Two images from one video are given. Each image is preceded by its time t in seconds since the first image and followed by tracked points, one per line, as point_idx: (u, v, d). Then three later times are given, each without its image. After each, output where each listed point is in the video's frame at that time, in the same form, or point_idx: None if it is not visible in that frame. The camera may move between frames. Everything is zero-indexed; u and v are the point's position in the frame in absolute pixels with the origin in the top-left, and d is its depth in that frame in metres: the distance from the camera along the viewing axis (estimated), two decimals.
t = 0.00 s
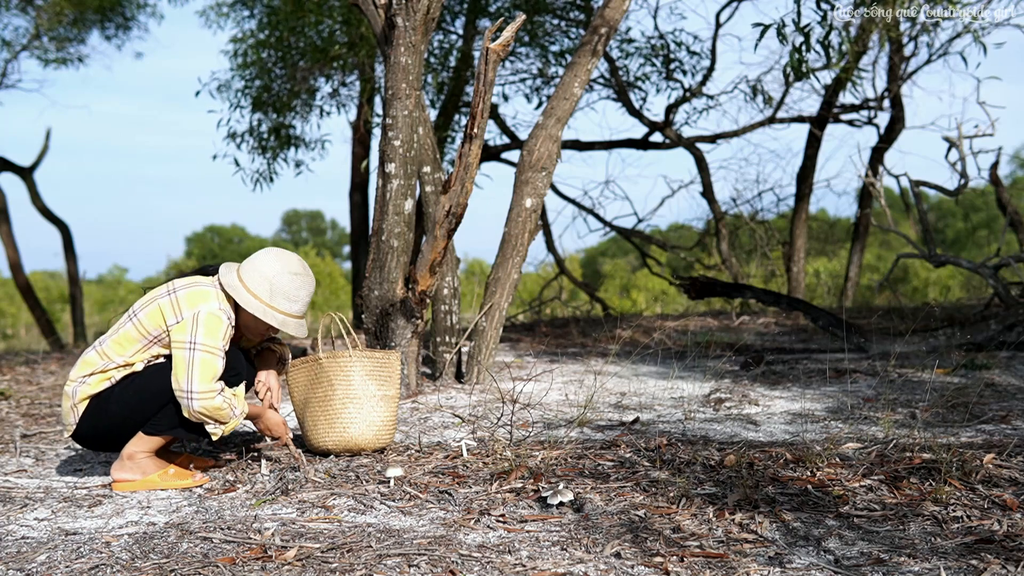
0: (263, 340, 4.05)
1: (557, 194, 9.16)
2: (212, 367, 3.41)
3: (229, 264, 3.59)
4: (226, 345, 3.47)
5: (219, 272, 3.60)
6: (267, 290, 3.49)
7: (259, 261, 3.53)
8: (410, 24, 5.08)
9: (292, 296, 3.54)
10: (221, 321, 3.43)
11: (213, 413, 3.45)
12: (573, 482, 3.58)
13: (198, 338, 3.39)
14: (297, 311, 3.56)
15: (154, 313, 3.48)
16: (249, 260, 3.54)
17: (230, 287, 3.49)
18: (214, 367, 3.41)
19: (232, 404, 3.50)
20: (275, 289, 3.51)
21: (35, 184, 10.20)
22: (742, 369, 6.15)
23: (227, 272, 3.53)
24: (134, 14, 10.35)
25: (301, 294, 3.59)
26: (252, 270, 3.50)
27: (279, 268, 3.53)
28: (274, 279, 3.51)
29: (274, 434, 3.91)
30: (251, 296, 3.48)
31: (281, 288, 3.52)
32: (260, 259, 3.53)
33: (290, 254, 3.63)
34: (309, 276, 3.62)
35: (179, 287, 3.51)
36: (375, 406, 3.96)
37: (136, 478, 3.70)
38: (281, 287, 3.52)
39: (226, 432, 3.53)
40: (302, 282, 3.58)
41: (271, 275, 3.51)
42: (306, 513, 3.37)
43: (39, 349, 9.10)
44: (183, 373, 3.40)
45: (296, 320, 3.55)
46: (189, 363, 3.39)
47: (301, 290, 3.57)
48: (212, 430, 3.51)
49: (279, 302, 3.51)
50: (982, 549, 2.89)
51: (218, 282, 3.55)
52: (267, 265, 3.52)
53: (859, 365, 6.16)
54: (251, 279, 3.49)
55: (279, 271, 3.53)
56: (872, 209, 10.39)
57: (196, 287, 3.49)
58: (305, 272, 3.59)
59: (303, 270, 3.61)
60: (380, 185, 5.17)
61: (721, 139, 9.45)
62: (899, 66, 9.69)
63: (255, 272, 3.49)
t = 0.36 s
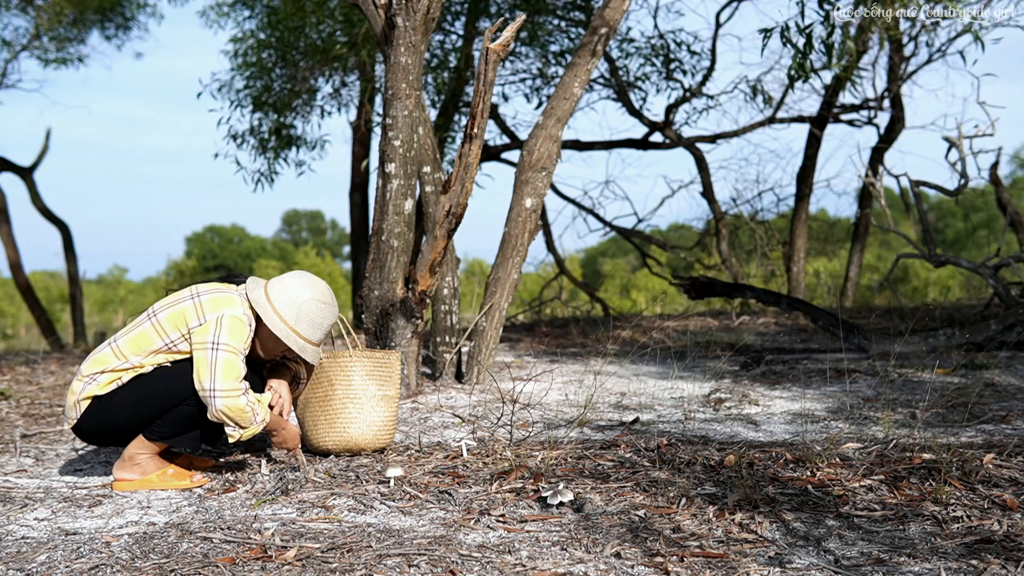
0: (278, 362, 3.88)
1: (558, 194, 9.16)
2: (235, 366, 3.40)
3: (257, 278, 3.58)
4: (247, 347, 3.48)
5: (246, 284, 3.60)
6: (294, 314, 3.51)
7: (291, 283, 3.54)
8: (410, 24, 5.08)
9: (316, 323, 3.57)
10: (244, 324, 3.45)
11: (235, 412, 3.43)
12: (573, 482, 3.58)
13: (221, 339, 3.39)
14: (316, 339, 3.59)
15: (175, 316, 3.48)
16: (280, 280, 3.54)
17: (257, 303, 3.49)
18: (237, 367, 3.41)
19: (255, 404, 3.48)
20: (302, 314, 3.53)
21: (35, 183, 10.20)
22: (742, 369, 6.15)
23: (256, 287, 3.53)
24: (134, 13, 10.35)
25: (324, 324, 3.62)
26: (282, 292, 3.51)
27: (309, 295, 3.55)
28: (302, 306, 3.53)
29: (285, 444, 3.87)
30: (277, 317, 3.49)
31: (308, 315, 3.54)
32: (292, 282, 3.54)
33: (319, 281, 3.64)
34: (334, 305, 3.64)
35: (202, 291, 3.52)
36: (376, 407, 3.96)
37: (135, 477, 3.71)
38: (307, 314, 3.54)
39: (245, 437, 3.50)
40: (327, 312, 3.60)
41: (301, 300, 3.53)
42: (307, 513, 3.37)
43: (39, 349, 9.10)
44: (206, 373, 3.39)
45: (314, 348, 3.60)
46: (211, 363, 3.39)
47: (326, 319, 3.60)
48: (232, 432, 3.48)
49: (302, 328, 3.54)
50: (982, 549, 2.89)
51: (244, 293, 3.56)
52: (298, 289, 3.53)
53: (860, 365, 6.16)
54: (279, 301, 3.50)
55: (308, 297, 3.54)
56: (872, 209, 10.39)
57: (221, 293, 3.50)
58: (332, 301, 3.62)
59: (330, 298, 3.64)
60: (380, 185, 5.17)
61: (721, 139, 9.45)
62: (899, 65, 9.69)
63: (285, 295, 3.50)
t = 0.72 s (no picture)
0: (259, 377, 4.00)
1: (557, 194, 9.16)
2: (222, 364, 3.43)
3: (237, 270, 3.58)
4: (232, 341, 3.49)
5: (227, 277, 3.59)
6: (276, 303, 3.50)
7: (271, 272, 3.53)
8: (410, 24, 5.08)
9: (299, 311, 3.55)
10: (226, 318, 3.45)
11: (225, 412, 3.46)
12: (573, 482, 3.58)
13: (205, 335, 3.41)
14: (301, 327, 3.57)
15: (157, 312, 3.48)
16: (259, 269, 3.53)
17: (239, 294, 3.49)
18: (224, 364, 3.43)
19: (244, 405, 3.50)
20: (284, 302, 3.52)
21: (35, 183, 10.21)
22: (742, 369, 6.15)
23: (237, 278, 3.53)
24: (134, 14, 10.36)
25: (308, 310, 3.60)
26: (262, 281, 3.50)
27: (289, 283, 3.53)
28: (284, 294, 3.51)
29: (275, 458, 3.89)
30: (259, 307, 3.49)
31: (290, 303, 3.53)
32: (272, 271, 3.53)
33: (300, 269, 3.63)
34: (316, 291, 3.63)
35: (182, 286, 3.53)
36: (375, 407, 3.96)
37: (134, 477, 3.71)
38: (289, 302, 3.53)
39: (232, 441, 3.53)
40: (309, 298, 3.59)
41: (281, 288, 3.51)
42: (307, 513, 3.37)
43: (39, 349, 9.10)
44: (193, 371, 3.42)
45: (299, 336, 3.57)
46: (198, 361, 3.41)
47: (308, 306, 3.58)
48: (220, 434, 3.51)
49: (286, 316, 3.52)
50: (982, 549, 2.89)
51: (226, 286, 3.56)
52: (277, 277, 3.52)
53: (859, 365, 6.16)
54: (260, 291, 3.49)
55: (289, 285, 3.53)
56: (872, 209, 10.39)
57: (200, 287, 3.50)
58: (313, 288, 3.61)
59: (312, 286, 3.62)
60: (379, 185, 5.17)
61: (721, 139, 9.45)
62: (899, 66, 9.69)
63: (265, 284, 3.50)
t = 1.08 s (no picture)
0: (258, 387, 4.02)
1: (557, 194, 9.16)
2: (222, 364, 3.43)
3: (235, 268, 3.58)
4: (234, 341, 3.49)
5: (225, 276, 3.59)
6: (277, 297, 3.50)
7: (271, 267, 3.53)
8: (410, 24, 5.08)
9: (301, 305, 3.55)
10: (228, 318, 3.45)
11: (224, 414, 3.47)
12: (573, 482, 3.58)
13: (206, 335, 3.42)
14: (304, 320, 3.57)
15: (159, 311, 3.49)
16: (258, 265, 3.53)
17: (239, 291, 3.48)
18: (225, 365, 3.44)
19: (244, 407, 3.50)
20: (285, 296, 3.51)
21: (35, 183, 10.21)
22: (742, 369, 6.15)
23: (236, 275, 3.52)
24: (134, 14, 10.36)
25: (309, 304, 3.60)
26: (262, 277, 3.50)
27: (289, 277, 3.54)
28: (285, 288, 3.51)
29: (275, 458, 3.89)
30: (261, 302, 3.48)
31: (291, 297, 3.53)
32: (272, 266, 3.53)
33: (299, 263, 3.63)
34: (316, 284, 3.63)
35: (184, 285, 3.53)
36: (375, 407, 3.96)
37: (134, 477, 3.71)
38: (290, 296, 3.53)
39: (230, 442, 3.52)
40: (310, 291, 3.59)
41: (282, 282, 3.51)
42: (307, 513, 3.37)
43: (39, 349, 9.10)
44: (194, 371, 3.43)
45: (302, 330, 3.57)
46: (199, 361, 3.42)
47: (309, 300, 3.59)
48: (219, 436, 3.51)
49: (288, 310, 3.51)
50: (982, 549, 2.89)
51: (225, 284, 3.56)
52: (277, 272, 3.52)
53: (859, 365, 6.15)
54: (261, 286, 3.49)
55: (289, 279, 3.53)
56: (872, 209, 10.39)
57: (202, 285, 3.51)
58: (313, 282, 3.61)
59: (311, 279, 3.63)
60: (380, 185, 5.17)
61: (721, 139, 9.45)
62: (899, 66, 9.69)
63: (265, 279, 3.49)
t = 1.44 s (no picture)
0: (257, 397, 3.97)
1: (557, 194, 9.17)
2: (215, 367, 3.41)
3: (233, 269, 3.58)
4: (229, 344, 3.47)
5: (224, 276, 3.59)
6: (273, 296, 3.49)
7: (266, 267, 3.53)
8: (410, 24, 5.08)
9: (298, 303, 3.54)
10: (223, 320, 3.44)
11: (215, 417, 3.44)
12: (573, 482, 3.58)
13: (200, 337, 3.40)
14: (302, 318, 3.55)
15: (158, 312, 3.49)
16: (254, 265, 3.54)
17: (236, 291, 3.49)
18: (217, 368, 3.42)
19: (235, 410, 3.47)
20: (281, 295, 3.51)
21: (35, 183, 10.21)
22: (741, 369, 6.15)
23: (234, 276, 3.53)
24: (134, 14, 10.36)
25: (308, 301, 3.59)
26: (258, 276, 3.50)
27: (285, 275, 3.53)
28: (281, 286, 3.51)
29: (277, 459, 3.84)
30: (257, 302, 3.48)
31: (287, 295, 3.52)
32: (267, 266, 3.53)
33: (296, 261, 3.63)
34: (313, 281, 3.62)
35: (183, 286, 3.54)
36: (375, 407, 3.96)
37: (134, 477, 3.71)
38: (286, 294, 3.52)
39: (223, 443, 3.49)
40: (307, 288, 3.58)
41: (277, 281, 3.51)
42: (307, 513, 3.37)
43: (39, 348, 9.09)
44: (186, 373, 3.41)
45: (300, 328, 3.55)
46: (192, 363, 3.40)
47: (307, 297, 3.57)
48: (210, 437, 3.48)
49: (285, 309, 3.50)
50: (982, 549, 2.89)
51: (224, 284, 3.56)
52: (272, 270, 3.52)
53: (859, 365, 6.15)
54: (257, 285, 3.49)
55: (285, 277, 3.52)
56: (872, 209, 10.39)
57: (200, 287, 3.51)
58: (311, 279, 3.60)
59: (309, 277, 3.62)
60: (380, 185, 5.17)
61: (721, 139, 9.45)
62: (899, 66, 9.69)
63: (261, 278, 3.49)
